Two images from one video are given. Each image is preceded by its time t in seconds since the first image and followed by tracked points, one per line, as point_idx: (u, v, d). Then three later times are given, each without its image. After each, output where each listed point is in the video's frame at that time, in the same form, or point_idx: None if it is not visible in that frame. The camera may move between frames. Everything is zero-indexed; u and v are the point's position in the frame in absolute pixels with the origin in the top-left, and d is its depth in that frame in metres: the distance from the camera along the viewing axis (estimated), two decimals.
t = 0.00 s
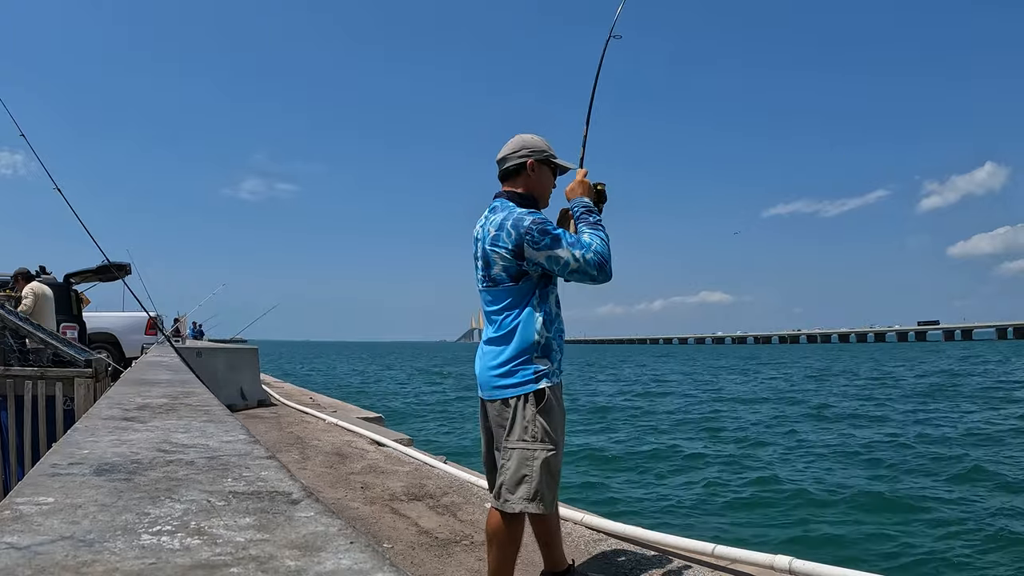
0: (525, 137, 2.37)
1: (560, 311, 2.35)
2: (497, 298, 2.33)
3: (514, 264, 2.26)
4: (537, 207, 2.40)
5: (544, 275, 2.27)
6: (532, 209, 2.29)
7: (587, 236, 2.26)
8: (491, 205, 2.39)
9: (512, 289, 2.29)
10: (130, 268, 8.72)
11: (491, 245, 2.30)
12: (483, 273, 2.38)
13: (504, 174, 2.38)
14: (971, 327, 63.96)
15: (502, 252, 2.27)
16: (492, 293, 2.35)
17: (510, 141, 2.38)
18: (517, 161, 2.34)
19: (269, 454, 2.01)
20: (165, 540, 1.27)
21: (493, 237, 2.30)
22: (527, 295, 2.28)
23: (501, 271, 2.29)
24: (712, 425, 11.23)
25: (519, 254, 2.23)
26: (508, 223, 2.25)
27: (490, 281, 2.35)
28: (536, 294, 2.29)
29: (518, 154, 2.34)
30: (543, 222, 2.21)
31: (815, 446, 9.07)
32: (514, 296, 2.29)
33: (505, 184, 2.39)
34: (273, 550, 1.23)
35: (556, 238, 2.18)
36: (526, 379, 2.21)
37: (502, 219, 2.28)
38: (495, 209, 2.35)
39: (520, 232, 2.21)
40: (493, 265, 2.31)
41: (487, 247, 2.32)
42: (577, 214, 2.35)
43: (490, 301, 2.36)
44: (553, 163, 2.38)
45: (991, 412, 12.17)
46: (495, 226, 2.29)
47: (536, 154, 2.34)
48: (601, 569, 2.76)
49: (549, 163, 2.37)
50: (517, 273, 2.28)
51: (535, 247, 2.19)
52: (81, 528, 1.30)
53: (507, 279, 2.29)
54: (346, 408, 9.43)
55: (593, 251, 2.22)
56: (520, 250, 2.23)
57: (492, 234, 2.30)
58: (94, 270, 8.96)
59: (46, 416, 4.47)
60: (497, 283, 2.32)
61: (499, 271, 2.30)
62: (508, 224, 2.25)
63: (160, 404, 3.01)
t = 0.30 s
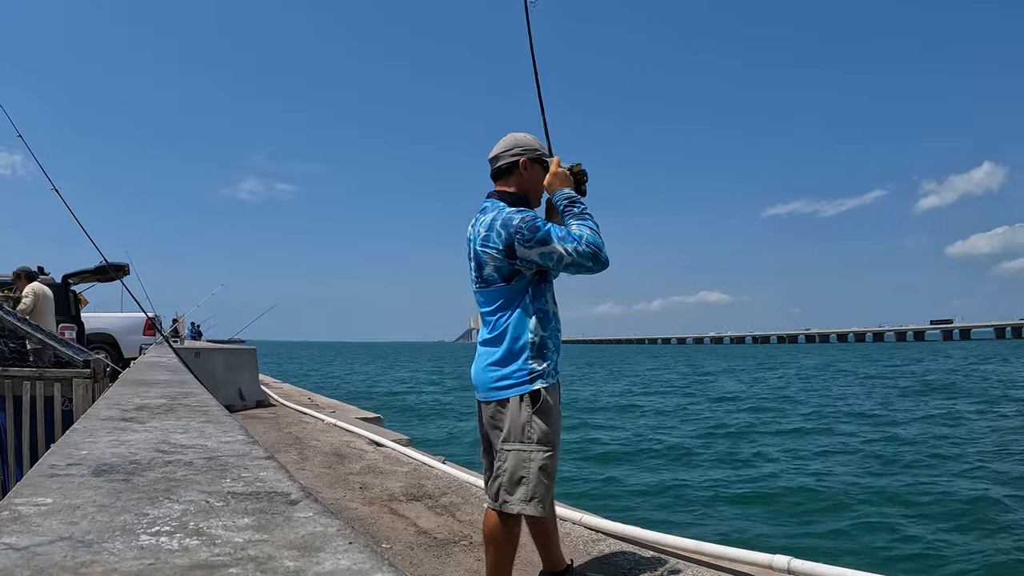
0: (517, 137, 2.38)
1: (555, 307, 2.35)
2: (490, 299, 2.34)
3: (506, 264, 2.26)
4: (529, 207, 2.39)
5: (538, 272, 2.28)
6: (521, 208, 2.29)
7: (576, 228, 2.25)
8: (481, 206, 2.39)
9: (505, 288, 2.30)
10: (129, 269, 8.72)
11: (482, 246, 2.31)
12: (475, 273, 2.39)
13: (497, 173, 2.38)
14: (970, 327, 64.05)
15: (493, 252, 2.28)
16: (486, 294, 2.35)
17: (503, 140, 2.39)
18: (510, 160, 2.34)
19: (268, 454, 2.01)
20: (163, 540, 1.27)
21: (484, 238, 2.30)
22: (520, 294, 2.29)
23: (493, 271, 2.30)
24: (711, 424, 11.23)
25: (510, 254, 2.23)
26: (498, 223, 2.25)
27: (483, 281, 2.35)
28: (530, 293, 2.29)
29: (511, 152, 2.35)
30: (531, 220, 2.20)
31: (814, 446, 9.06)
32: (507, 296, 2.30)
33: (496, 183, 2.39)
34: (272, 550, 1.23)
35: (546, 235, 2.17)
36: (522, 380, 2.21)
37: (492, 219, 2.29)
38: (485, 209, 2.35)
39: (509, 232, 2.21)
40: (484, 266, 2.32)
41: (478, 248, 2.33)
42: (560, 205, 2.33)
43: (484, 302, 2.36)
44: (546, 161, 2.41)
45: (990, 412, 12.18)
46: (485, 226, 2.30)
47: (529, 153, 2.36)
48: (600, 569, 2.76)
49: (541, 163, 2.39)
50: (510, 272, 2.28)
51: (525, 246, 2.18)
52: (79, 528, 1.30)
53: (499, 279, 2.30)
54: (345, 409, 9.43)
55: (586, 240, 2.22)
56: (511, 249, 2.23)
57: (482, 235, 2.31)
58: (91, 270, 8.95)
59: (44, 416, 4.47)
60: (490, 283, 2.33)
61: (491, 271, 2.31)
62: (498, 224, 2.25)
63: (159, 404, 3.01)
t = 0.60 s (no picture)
0: (511, 135, 2.37)
1: (553, 311, 2.35)
2: (484, 301, 2.35)
3: (496, 267, 2.27)
4: (524, 208, 2.39)
5: (528, 279, 2.26)
6: (515, 210, 2.29)
7: (569, 242, 2.23)
8: (477, 207, 2.39)
9: (496, 291, 2.30)
10: (127, 269, 8.72)
11: (475, 248, 2.32)
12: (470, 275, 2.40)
13: (492, 173, 2.38)
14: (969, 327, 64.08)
15: (485, 254, 2.29)
16: (479, 296, 2.36)
17: (497, 139, 2.38)
18: (504, 160, 2.34)
19: (267, 455, 2.01)
20: (162, 541, 1.27)
21: (477, 239, 2.32)
22: (512, 297, 2.28)
23: (485, 273, 2.30)
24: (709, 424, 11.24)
25: (500, 257, 2.24)
26: (491, 225, 2.26)
27: (476, 283, 2.36)
28: (526, 297, 2.28)
29: (504, 152, 2.34)
30: (524, 225, 2.20)
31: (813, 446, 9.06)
32: (499, 299, 2.30)
33: (493, 184, 2.39)
34: (271, 551, 1.23)
35: (537, 243, 2.16)
36: (518, 381, 2.22)
37: (485, 220, 2.30)
38: (481, 210, 2.36)
39: (501, 234, 2.21)
40: (477, 267, 2.33)
41: (472, 249, 2.34)
42: (561, 218, 2.34)
43: (478, 304, 2.37)
44: (541, 160, 2.38)
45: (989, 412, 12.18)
46: (478, 227, 2.31)
47: (522, 152, 2.34)
48: (599, 569, 2.76)
49: (536, 160, 2.37)
50: (501, 275, 2.28)
51: (515, 250, 2.18)
52: (78, 529, 1.30)
53: (491, 282, 2.31)
54: (343, 409, 9.43)
55: (574, 257, 2.18)
56: (501, 253, 2.23)
57: (476, 236, 2.32)
58: (90, 270, 8.93)
59: (43, 417, 4.46)
60: (483, 285, 2.33)
61: (483, 273, 2.32)
62: (491, 226, 2.25)
63: (157, 404, 3.02)
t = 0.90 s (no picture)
0: (496, 137, 2.38)
1: (551, 310, 2.35)
2: (479, 302, 2.36)
3: (490, 266, 2.28)
4: (521, 206, 2.37)
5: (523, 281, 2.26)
6: (512, 211, 2.29)
7: (565, 248, 2.21)
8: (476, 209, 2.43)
9: (491, 291, 2.31)
10: (126, 269, 8.71)
11: (470, 248, 2.34)
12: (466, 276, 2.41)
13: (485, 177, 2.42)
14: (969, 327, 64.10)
15: (480, 255, 2.30)
16: (475, 297, 2.37)
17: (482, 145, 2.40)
18: (488, 164, 2.37)
19: (267, 454, 2.01)
20: (162, 541, 1.27)
21: (472, 239, 2.33)
22: (507, 298, 2.28)
23: (481, 273, 2.32)
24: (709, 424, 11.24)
25: (495, 257, 2.24)
26: (486, 225, 2.26)
27: (472, 283, 2.37)
28: (523, 298, 2.28)
29: (487, 155, 2.36)
30: (519, 226, 2.19)
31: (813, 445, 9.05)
32: (494, 299, 2.31)
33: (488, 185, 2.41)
34: (271, 551, 1.23)
35: (529, 244, 2.16)
36: (512, 380, 2.21)
37: (480, 221, 2.30)
38: (477, 210, 2.37)
39: (496, 235, 2.21)
40: (473, 268, 2.34)
41: (467, 249, 2.36)
42: (562, 224, 2.34)
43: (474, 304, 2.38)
44: (526, 156, 2.36)
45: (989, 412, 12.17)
46: (474, 228, 2.32)
47: (502, 152, 2.34)
48: (599, 569, 2.76)
49: (521, 156, 2.35)
50: (496, 275, 2.29)
51: (509, 251, 2.18)
52: (78, 529, 1.30)
53: (486, 282, 2.32)
54: (343, 409, 9.44)
55: (568, 262, 2.16)
56: (494, 253, 2.24)
57: (471, 236, 2.33)
58: (90, 270, 8.94)
59: (42, 418, 4.46)
60: (479, 286, 2.34)
61: (478, 274, 2.33)
62: (486, 226, 2.26)
63: (157, 404, 3.02)
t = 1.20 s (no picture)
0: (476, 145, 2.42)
1: (548, 313, 2.34)
2: (471, 303, 2.37)
3: (477, 267, 2.30)
4: (514, 205, 2.36)
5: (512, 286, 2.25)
6: (502, 212, 2.29)
7: (553, 254, 2.20)
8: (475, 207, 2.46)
9: (481, 293, 2.32)
10: (126, 269, 8.71)
11: (461, 249, 2.35)
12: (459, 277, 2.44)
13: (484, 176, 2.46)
14: (969, 327, 64.10)
15: (469, 256, 2.31)
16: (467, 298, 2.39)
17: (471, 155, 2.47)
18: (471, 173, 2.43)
19: (267, 454, 2.01)
20: (162, 541, 1.27)
21: (463, 240, 2.34)
22: (496, 300, 2.29)
23: (471, 275, 2.33)
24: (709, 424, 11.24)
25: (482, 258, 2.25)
26: (475, 227, 2.27)
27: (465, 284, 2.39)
28: (513, 300, 2.27)
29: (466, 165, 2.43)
30: (506, 229, 2.19)
31: (812, 445, 9.05)
32: (486, 301, 2.32)
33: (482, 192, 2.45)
34: (271, 551, 1.23)
35: (514, 248, 2.16)
36: (507, 380, 2.22)
37: (470, 222, 2.31)
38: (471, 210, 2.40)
39: (483, 236, 2.22)
40: (463, 269, 2.36)
41: (460, 250, 2.37)
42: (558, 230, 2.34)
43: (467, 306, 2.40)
44: (494, 159, 2.33)
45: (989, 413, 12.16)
46: (464, 229, 2.34)
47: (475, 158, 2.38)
48: (599, 569, 2.76)
49: (490, 160, 2.35)
50: (486, 277, 2.29)
51: (493, 254, 2.19)
52: (78, 529, 1.30)
53: (475, 284, 2.33)
54: (343, 409, 9.44)
55: (551, 268, 2.15)
56: (481, 255, 2.25)
57: (462, 237, 2.35)
58: (90, 270, 8.93)
59: (42, 418, 4.46)
60: (472, 286, 2.35)
61: (468, 275, 2.35)
62: (475, 228, 2.27)
63: (157, 404, 3.02)
